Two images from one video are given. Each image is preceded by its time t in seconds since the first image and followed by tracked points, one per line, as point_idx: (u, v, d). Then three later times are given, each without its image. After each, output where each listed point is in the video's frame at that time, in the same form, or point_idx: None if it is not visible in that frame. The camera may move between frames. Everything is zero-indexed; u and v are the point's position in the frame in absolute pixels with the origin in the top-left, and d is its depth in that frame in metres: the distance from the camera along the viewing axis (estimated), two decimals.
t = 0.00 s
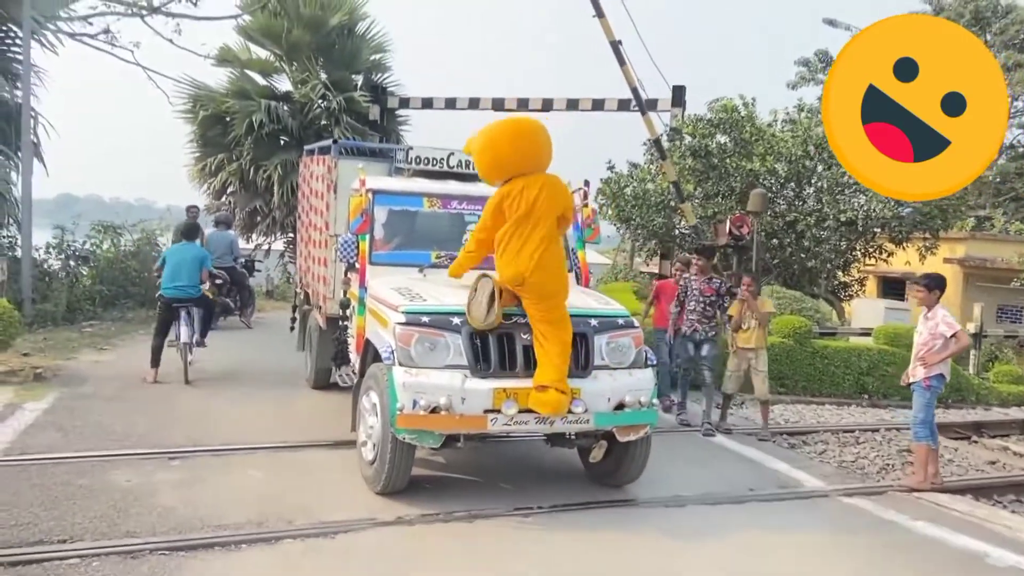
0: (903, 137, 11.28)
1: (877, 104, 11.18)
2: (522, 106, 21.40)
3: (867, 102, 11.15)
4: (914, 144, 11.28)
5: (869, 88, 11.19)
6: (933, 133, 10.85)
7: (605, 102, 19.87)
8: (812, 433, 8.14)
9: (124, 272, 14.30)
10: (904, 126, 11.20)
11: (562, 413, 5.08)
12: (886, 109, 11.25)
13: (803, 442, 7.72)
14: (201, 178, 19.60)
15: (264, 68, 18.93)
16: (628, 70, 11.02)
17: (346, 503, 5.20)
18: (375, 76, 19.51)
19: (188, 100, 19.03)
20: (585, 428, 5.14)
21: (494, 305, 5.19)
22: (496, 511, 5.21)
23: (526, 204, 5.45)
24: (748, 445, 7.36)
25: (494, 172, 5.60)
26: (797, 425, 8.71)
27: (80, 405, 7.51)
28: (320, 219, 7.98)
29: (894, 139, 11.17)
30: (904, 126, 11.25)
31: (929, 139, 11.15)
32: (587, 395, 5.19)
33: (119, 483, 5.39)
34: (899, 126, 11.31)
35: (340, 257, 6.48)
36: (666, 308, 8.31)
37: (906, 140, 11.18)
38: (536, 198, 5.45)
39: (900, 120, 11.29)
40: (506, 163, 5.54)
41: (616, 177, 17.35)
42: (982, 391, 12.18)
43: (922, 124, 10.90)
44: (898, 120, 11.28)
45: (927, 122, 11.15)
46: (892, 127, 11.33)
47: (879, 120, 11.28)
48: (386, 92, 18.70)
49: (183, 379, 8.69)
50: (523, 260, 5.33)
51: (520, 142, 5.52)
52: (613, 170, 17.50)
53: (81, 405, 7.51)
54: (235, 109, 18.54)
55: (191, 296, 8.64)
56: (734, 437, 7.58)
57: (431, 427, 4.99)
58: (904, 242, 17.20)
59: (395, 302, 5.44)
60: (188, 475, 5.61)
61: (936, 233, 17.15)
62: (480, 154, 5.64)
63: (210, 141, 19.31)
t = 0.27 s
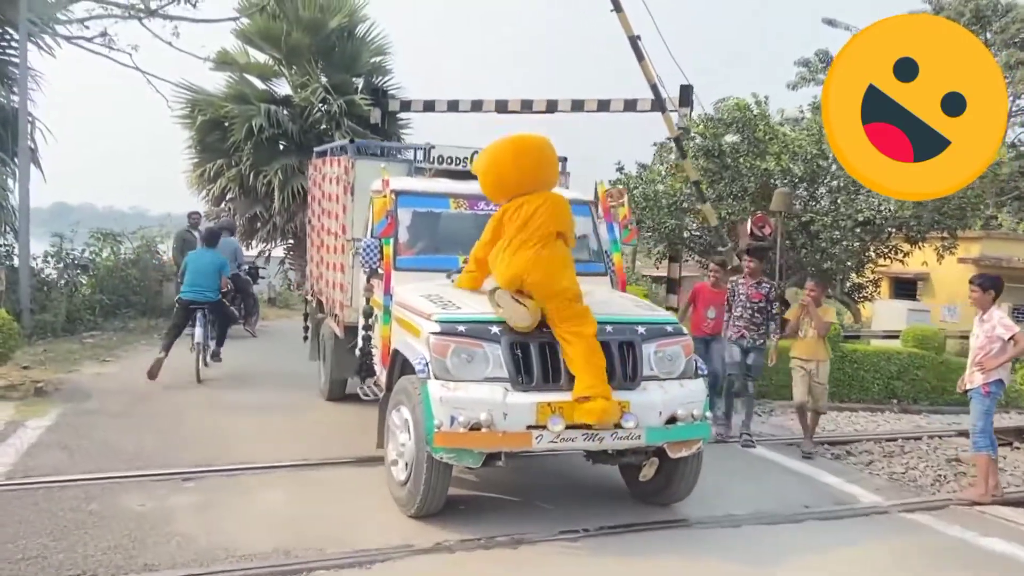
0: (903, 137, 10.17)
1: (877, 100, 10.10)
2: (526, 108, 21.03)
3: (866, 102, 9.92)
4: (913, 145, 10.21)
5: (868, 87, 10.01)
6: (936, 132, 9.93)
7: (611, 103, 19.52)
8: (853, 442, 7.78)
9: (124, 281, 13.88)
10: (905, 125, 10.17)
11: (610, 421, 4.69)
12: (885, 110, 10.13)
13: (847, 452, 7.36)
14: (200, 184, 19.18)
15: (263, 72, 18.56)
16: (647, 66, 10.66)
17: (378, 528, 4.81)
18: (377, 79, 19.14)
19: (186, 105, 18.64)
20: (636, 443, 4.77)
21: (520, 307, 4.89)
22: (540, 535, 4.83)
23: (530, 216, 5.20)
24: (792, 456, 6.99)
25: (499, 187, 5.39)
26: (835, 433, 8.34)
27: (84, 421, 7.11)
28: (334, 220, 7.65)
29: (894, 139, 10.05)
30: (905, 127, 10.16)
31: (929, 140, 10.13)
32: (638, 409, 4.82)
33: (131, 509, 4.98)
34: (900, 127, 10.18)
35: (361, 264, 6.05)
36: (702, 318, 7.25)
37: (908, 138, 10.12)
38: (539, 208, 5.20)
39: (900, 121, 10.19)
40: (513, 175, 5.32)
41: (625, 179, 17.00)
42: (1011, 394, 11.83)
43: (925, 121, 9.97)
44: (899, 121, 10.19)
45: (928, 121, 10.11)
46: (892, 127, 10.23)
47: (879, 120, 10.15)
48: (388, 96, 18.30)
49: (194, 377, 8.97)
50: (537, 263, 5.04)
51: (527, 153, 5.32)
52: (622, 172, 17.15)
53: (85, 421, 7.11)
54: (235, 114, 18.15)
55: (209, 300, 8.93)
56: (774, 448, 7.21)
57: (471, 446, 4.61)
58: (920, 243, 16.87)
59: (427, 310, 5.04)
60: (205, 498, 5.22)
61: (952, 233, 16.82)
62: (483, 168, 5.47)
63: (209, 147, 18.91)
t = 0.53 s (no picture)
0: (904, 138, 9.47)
1: (876, 99, 9.42)
2: (509, 105, 20.49)
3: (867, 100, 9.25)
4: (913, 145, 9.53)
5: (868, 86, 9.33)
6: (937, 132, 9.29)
7: (596, 99, 19.05)
8: (881, 449, 7.37)
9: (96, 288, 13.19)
10: (905, 125, 9.50)
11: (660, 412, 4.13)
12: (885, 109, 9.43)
13: (877, 460, 6.94)
14: (173, 187, 18.48)
15: (237, 69, 17.88)
16: (647, 56, 10.27)
17: (391, 564, 4.28)
18: (356, 76, 18.52)
19: (157, 104, 17.91)
20: (678, 464, 4.28)
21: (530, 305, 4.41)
22: (573, 567, 4.33)
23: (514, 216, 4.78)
24: (822, 466, 6.56)
25: (482, 186, 4.97)
26: (857, 438, 7.93)
27: (55, 443, 6.50)
28: (325, 217, 7.15)
29: (894, 138, 9.36)
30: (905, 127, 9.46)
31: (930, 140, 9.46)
32: (680, 425, 4.34)
33: (109, 547, 4.42)
34: (900, 127, 9.48)
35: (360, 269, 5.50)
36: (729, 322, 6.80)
37: (908, 138, 9.42)
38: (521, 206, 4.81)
39: (900, 121, 9.50)
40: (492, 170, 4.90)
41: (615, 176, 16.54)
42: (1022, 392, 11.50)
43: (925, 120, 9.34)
44: (899, 121, 9.50)
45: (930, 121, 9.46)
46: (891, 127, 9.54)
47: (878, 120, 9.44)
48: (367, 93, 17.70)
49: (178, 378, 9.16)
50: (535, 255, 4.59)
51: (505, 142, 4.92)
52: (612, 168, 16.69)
53: (56, 443, 6.50)
54: (208, 113, 17.46)
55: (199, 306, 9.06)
56: (802, 457, 6.77)
57: (496, 471, 4.10)
58: (915, 237, 16.56)
59: (440, 319, 4.52)
60: (193, 532, 4.66)
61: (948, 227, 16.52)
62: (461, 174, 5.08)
63: (182, 147, 18.19)
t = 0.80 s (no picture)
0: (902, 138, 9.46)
1: (876, 100, 9.47)
2: (474, 101, 20.00)
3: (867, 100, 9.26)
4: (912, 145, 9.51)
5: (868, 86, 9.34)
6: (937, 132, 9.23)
7: (564, 95, 18.69)
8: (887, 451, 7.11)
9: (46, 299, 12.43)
10: (905, 125, 9.46)
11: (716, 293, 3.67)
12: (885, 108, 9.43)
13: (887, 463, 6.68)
14: (126, 189, 17.61)
15: (191, 66, 17.13)
16: (629, 49, 9.91)
17: None
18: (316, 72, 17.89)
19: (107, 103, 17.08)
20: (714, 486, 3.92)
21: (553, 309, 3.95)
22: None
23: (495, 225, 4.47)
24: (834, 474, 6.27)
25: (453, 208, 4.69)
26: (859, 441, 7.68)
27: (9, 473, 5.91)
28: (301, 220, 6.70)
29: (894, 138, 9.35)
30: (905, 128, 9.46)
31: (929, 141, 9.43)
32: (714, 443, 3.97)
33: None
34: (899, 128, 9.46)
35: (348, 274, 4.98)
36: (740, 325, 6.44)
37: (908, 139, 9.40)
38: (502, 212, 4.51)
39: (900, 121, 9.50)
40: (467, 183, 4.60)
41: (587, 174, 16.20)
42: (1005, 385, 11.41)
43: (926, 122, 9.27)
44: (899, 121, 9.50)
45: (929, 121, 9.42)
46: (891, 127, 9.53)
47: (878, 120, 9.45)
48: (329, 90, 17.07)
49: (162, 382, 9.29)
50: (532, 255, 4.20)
51: (466, 154, 4.64)
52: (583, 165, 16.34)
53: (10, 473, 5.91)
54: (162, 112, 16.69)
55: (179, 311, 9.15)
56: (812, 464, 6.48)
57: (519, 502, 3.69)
58: (887, 231, 16.51)
59: (448, 332, 4.08)
60: None
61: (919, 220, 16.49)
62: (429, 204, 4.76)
63: (134, 148, 17.37)
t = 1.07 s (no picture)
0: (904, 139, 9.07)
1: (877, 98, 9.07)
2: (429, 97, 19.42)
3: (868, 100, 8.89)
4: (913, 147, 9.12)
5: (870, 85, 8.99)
6: (937, 130, 8.73)
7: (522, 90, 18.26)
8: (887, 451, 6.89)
9: None
10: (905, 124, 9.07)
11: (757, 285, 3.27)
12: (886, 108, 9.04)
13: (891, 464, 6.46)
14: (62, 191, 16.60)
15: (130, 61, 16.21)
16: (602, 39, 9.54)
17: None
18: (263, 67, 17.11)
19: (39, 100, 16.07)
20: (758, 508, 3.57)
21: (572, 320, 3.53)
22: None
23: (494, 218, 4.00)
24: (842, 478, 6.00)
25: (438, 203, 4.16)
26: (854, 440, 7.47)
27: None
28: (272, 219, 6.21)
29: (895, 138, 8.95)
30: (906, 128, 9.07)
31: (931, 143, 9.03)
32: (756, 460, 3.62)
33: None
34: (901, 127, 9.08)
35: (335, 278, 4.50)
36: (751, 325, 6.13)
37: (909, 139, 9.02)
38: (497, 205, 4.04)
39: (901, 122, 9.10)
40: (453, 179, 4.08)
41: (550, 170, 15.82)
42: (978, 378, 11.38)
43: (926, 119, 8.78)
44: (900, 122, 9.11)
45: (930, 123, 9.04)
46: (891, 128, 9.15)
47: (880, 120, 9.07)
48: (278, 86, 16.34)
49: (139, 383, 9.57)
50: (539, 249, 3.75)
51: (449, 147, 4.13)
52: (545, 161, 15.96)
53: None
54: (99, 108, 15.76)
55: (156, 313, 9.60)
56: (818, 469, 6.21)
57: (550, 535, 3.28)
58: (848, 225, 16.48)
59: (459, 343, 3.65)
60: None
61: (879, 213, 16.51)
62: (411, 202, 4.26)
63: (69, 147, 16.40)
